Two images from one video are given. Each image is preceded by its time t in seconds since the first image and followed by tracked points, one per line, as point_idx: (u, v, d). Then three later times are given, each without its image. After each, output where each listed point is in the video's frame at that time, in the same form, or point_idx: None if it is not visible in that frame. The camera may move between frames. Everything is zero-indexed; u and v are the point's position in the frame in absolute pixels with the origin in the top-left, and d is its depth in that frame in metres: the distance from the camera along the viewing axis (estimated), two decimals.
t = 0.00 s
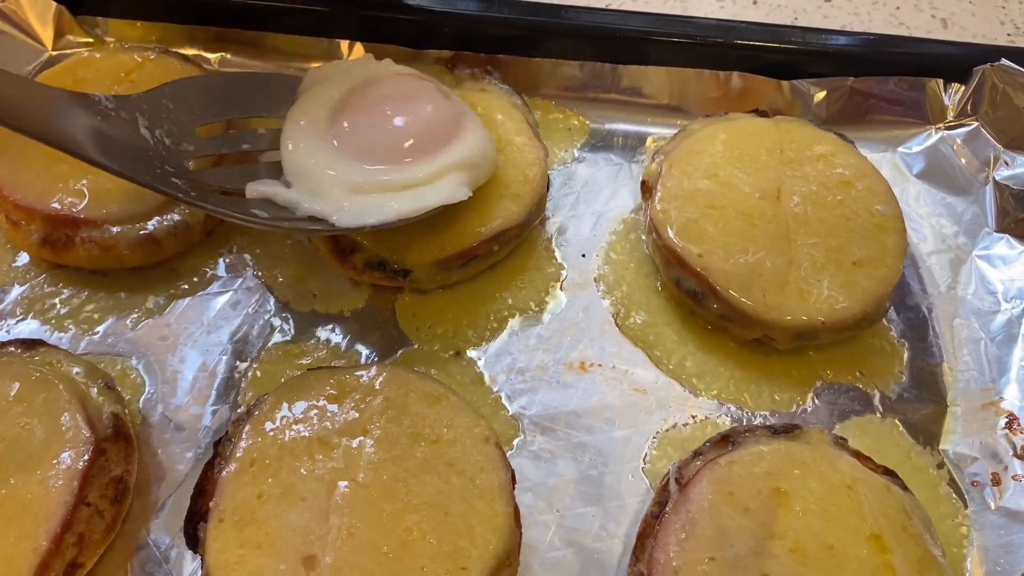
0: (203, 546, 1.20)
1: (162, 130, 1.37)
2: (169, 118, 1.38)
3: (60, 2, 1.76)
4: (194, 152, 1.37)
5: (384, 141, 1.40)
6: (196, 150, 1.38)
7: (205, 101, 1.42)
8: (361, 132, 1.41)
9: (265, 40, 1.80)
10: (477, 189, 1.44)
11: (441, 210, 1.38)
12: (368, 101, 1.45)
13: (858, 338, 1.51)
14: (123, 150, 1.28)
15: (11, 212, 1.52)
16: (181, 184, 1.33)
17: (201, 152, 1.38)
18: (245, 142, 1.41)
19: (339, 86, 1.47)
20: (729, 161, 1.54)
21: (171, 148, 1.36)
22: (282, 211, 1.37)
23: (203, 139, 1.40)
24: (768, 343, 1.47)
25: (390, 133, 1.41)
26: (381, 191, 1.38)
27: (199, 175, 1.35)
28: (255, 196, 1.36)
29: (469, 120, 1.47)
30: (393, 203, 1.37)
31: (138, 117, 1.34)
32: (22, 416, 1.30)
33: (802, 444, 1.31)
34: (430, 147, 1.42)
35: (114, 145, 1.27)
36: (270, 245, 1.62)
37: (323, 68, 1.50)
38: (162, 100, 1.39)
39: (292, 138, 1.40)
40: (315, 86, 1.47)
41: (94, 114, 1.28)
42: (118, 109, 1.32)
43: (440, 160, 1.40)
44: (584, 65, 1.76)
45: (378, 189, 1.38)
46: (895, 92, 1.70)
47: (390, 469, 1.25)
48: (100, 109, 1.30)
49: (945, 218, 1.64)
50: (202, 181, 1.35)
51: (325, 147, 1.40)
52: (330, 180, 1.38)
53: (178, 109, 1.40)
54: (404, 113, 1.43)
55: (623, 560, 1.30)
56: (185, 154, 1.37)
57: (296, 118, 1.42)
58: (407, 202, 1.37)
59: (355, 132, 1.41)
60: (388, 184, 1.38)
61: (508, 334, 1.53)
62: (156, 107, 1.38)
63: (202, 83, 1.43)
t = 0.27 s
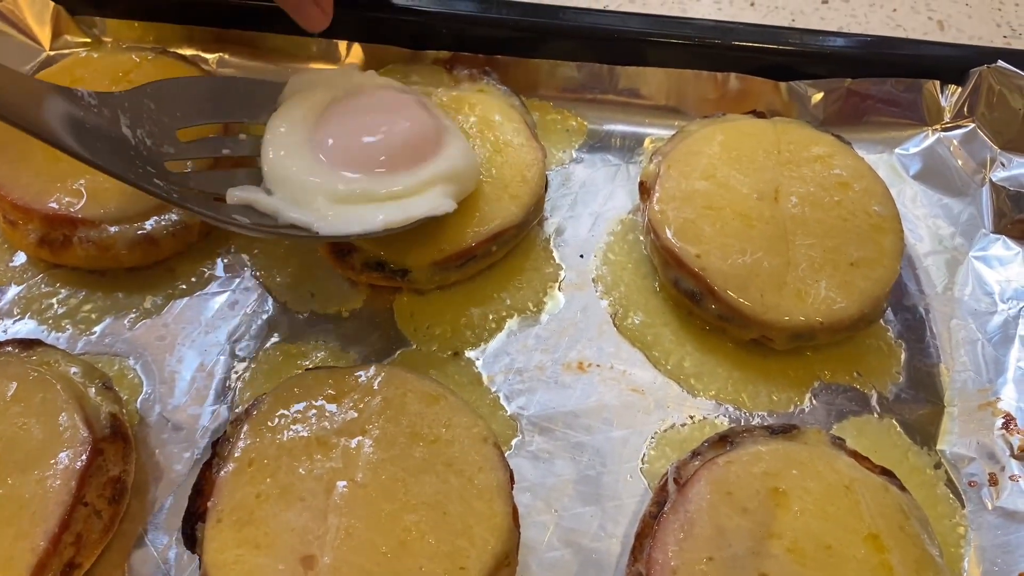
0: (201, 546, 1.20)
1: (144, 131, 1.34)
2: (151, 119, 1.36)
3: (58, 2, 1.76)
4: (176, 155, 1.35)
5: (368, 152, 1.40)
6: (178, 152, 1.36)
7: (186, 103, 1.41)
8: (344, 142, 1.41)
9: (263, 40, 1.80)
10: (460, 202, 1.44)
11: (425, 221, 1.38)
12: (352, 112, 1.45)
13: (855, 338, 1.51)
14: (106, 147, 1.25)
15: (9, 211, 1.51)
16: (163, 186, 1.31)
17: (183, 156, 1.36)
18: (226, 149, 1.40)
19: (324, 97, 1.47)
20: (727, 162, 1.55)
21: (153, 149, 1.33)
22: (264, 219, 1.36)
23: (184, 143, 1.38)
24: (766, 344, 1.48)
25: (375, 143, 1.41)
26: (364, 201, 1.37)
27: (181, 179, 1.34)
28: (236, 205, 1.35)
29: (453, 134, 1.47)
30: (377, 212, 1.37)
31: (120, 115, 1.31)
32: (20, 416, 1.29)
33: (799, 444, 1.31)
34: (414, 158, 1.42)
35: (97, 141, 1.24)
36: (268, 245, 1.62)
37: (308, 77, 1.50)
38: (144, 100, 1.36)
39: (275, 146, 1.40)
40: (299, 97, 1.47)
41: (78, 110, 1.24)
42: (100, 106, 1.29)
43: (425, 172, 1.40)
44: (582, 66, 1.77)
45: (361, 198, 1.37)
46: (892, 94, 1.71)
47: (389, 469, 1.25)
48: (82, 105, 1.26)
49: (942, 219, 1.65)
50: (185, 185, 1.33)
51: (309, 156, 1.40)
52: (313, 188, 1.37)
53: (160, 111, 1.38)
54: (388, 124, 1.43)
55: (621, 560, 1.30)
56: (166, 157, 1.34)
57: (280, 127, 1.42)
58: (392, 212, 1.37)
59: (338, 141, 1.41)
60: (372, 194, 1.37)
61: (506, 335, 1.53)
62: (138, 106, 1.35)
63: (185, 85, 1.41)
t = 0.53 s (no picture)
0: (194, 551, 1.19)
1: (148, 123, 1.31)
2: (155, 111, 1.33)
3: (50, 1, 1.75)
4: (179, 150, 1.33)
5: (371, 150, 1.39)
6: (181, 147, 1.34)
7: (186, 98, 1.38)
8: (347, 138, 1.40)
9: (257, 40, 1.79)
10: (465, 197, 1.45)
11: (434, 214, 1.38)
12: (347, 112, 1.44)
13: (852, 340, 1.51)
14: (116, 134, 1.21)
15: None
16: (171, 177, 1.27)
17: (187, 151, 1.34)
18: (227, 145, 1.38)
19: (317, 98, 1.45)
20: (724, 163, 1.54)
21: (157, 142, 1.31)
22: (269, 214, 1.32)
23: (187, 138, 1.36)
24: (762, 346, 1.47)
25: (379, 139, 1.40)
26: (373, 195, 1.36)
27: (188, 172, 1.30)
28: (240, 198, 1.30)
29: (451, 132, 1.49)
30: (387, 206, 1.36)
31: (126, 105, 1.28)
32: (11, 419, 1.28)
33: (797, 447, 1.30)
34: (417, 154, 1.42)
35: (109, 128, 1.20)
36: (262, 246, 1.61)
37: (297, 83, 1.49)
38: (149, 91, 1.33)
39: (277, 143, 1.38)
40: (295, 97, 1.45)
41: (86, 98, 1.21)
42: (108, 94, 1.25)
43: (430, 167, 1.41)
44: (578, 66, 1.76)
45: (370, 192, 1.36)
46: (889, 94, 1.70)
47: (383, 473, 1.24)
48: (91, 91, 1.23)
49: (940, 221, 1.64)
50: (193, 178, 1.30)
51: (311, 152, 1.38)
52: (318, 186, 1.35)
53: (164, 104, 1.35)
54: (387, 123, 1.43)
55: (617, 564, 1.29)
56: (168, 150, 1.33)
57: (278, 128, 1.39)
58: (401, 207, 1.36)
59: (340, 137, 1.40)
60: (380, 190, 1.37)
61: (502, 337, 1.52)
62: (143, 98, 1.32)
63: (187, 79, 1.39)
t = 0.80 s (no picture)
0: (186, 558, 1.18)
1: (169, 117, 1.30)
2: (175, 107, 1.32)
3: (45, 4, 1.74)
4: (200, 145, 1.32)
5: (391, 138, 1.38)
6: (202, 141, 1.32)
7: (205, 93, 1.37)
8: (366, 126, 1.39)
9: (252, 43, 1.79)
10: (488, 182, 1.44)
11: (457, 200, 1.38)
12: (367, 100, 1.43)
13: (849, 345, 1.50)
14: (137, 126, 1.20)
15: None
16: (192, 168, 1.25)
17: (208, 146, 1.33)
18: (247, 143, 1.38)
19: (335, 89, 1.45)
20: (720, 166, 1.53)
21: (177, 137, 1.30)
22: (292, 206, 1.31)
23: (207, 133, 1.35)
24: (759, 350, 1.46)
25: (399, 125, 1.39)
26: (394, 184, 1.36)
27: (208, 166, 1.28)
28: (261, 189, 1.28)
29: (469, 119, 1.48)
30: (410, 194, 1.35)
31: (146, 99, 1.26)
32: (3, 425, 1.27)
33: (793, 452, 1.29)
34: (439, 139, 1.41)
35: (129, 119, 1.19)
36: (256, 250, 1.60)
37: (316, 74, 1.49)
38: (169, 87, 1.31)
39: (295, 135, 1.37)
40: (313, 89, 1.45)
41: (109, 90, 1.20)
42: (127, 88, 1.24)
43: (452, 154, 1.40)
44: (574, 69, 1.75)
45: (391, 181, 1.35)
46: (886, 97, 1.69)
47: (377, 479, 1.24)
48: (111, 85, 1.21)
49: (937, 224, 1.64)
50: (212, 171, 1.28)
51: (330, 142, 1.37)
52: (340, 176, 1.34)
53: (183, 100, 1.33)
54: (407, 111, 1.42)
55: (613, 570, 1.28)
56: (190, 145, 1.31)
57: (297, 119, 1.39)
58: (423, 195, 1.36)
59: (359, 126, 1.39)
60: (402, 179, 1.36)
61: (498, 342, 1.51)
62: (163, 93, 1.30)
63: (207, 75, 1.37)
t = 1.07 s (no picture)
0: (185, 562, 1.19)
1: (163, 111, 1.33)
2: (169, 101, 1.35)
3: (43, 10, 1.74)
4: (195, 138, 1.34)
5: (387, 130, 1.38)
6: (196, 135, 1.35)
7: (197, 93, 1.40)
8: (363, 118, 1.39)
9: (250, 48, 1.79)
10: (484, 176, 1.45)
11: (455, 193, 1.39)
12: (363, 94, 1.44)
13: (844, 349, 1.51)
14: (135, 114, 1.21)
15: None
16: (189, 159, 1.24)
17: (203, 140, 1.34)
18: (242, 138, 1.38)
19: (332, 85, 1.47)
20: (715, 172, 1.54)
21: (173, 129, 1.32)
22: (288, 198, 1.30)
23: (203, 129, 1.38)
24: (754, 355, 1.47)
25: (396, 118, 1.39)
26: (392, 176, 1.36)
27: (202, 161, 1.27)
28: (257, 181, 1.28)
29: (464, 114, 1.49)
30: (409, 186, 1.36)
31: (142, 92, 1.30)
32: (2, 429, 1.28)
33: (788, 456, 1.30)
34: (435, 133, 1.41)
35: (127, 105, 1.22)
36: (254, 255, 1.61)
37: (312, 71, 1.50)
38: (163, 82, 1.36)
39: (292, 129, 1.38)
40: (309, 84, 1.46)
41: (108, 80, 1.22)
42: (123, 80, 1.28)
43: (448, 148, 1.41)
44: (571, 75, 1.76)
45: (388, 174, 1.36)
46: (881, 102, 1.70)
47: (374, 484, 1.24)
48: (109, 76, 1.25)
49: (932, 229, 1.65)
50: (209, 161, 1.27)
51: (327, 136, 1.38)
52: (336, 169, 1.35)
53: (178, 95, 1.37)
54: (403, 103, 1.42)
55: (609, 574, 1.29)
56: (186, 139, 1.34)
57: (294, 114, 1.40)
58: (421, 187, 1.36)
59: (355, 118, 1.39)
60: (398, 172, 1.36)
61: (494, 346, 1.52)
62: (157, 87, 1.34)
63: (201, 74, 1.41)
